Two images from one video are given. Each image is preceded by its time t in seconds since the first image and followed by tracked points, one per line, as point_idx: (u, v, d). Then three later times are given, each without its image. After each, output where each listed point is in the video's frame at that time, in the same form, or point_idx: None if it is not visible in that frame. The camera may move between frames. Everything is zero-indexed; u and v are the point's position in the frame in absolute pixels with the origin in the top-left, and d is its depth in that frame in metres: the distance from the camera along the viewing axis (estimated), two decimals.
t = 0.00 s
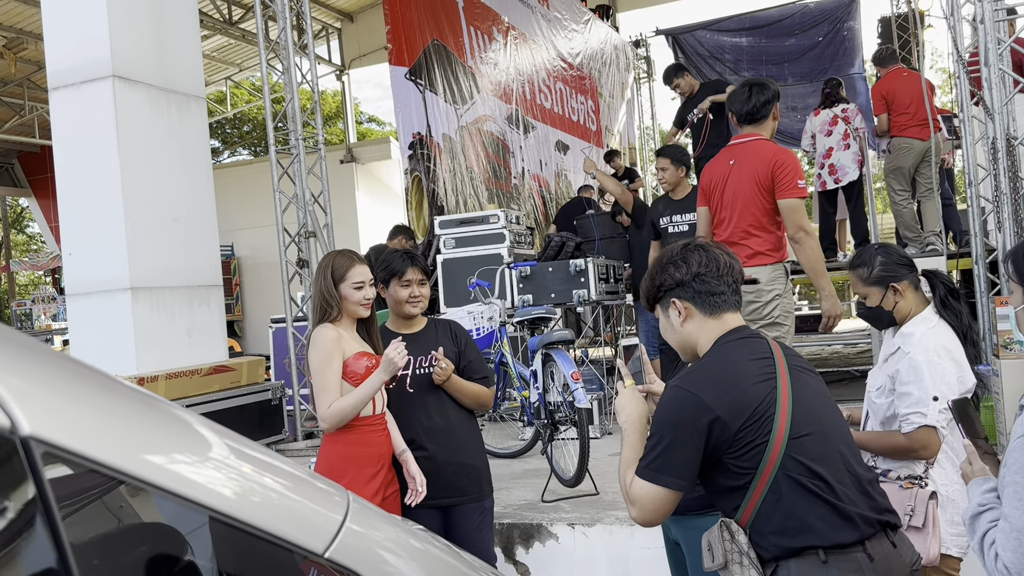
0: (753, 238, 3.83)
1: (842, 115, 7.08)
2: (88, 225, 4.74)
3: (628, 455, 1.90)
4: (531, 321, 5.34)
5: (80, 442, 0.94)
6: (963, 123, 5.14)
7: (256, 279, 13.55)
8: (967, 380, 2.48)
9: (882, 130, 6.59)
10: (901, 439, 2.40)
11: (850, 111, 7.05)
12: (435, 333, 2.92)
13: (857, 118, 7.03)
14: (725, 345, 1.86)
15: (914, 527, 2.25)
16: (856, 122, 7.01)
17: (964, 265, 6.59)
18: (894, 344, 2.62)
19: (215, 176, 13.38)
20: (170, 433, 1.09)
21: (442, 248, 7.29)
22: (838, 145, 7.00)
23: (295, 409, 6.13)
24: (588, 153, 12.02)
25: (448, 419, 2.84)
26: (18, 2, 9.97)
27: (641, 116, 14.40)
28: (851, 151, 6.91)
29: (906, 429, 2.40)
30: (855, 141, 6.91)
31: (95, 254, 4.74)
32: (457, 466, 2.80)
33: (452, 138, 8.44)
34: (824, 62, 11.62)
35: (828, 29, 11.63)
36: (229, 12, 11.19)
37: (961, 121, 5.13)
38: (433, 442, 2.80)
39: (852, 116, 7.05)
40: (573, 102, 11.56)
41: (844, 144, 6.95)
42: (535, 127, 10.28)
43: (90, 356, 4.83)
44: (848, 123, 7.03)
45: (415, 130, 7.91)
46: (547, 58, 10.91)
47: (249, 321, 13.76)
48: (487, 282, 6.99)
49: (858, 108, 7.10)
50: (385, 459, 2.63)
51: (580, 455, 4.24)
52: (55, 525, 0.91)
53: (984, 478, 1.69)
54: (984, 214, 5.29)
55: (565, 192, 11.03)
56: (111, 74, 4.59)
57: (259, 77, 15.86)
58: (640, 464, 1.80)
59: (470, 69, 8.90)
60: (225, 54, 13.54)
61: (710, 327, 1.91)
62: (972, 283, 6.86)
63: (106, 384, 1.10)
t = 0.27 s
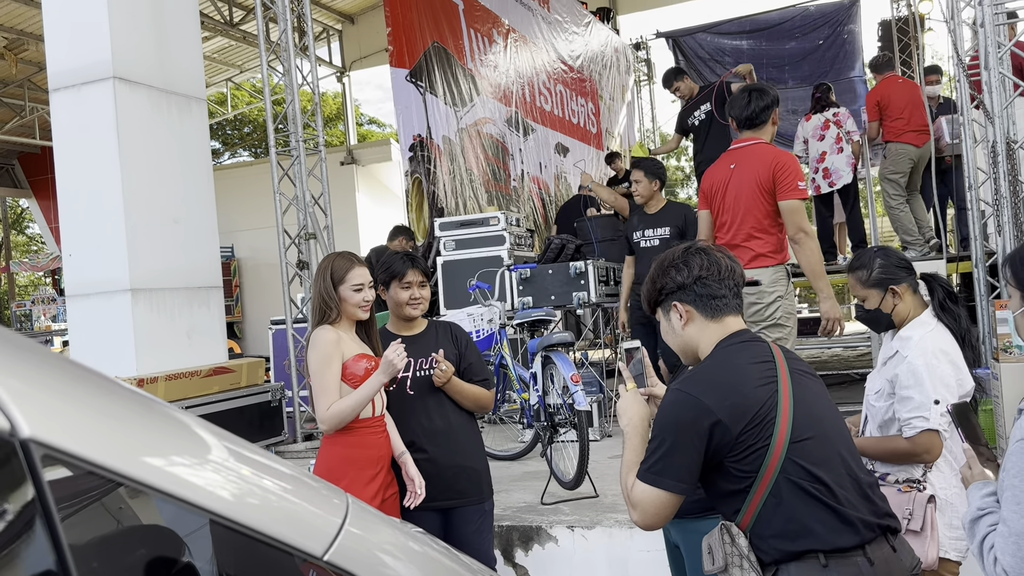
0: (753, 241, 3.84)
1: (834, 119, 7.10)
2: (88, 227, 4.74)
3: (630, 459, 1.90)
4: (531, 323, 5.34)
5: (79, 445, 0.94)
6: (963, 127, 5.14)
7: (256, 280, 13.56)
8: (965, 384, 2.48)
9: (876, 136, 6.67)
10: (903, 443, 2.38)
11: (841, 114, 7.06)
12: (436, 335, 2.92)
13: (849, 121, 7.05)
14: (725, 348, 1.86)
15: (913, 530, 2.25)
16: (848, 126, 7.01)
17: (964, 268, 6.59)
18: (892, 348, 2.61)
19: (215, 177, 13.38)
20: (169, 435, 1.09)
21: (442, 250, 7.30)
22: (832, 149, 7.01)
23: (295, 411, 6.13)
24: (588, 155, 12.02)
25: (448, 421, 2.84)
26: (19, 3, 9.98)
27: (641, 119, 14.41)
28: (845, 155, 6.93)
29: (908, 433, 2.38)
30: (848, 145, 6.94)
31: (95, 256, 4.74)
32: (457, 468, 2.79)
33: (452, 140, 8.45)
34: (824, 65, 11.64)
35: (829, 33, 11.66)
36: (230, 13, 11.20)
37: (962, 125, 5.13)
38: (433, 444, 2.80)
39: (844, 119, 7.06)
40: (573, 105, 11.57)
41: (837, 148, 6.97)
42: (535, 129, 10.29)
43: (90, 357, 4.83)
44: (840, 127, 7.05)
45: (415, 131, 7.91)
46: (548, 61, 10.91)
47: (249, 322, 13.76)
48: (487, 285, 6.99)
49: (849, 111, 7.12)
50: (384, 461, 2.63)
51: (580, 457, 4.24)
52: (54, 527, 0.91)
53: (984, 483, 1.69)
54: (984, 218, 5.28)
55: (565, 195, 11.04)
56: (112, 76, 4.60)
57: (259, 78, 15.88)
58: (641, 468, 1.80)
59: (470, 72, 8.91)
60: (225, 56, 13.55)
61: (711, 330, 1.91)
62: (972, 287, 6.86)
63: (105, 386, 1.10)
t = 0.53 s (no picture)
0: (747, 245, 3.85)
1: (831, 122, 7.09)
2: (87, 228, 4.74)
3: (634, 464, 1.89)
4: (530, 325, 5.33)
5: (78, 446, 0.95)
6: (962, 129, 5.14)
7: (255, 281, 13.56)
8: (963, 388, 2.48)
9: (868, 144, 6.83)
10: (898, 446, 2.40)
11: (839, 117, 7.06)
12: (435, 337, 2.92)
13: (847, 124, 7.05)
14: (726, 351, 1.86)
15: (910, 533, 2.25)
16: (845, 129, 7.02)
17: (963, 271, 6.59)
18: (890, 352, 2.61)
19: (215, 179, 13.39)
20: (166, 437, 1.09)
21: (442, 251, 7.31)
22: (830, 152, 7.02)
23: (293, 412, 6.13)
24: (587, 157, 12.03)
25: (447, 423, 2.84)
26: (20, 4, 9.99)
27: (640, 121, 14.42)
28: (843, 159, 6.95)
29: (904, 437, 2.41)
30: (846, 148, 6.95)
31: (94, 257, 4.74)
32: (456, 470, 2.79)
33: (451, 142, 8.45)
34: (824, 68, 11.65)
35: (828, 35, 11.68)
36: (230, 15, 11.21)
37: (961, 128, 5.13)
38: (431, 446, 2.80)
39: (842, 122, 7.06)
40: (572, 106, 11.58)
41: (835, 151, 6.99)
42: (534, 131, 10.29)
43: (89, 358, 4.83)
44: (838, 130, 7.04)
45: (415, 133, 7.91)
46: (547, 62, 10.91)
47: (248, 324, 13.76)
48: (487, 286, 7.00)
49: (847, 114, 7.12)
50: (383, 462, 2.63)
51: (579, 459, 4.24)
52: (52, 528, 0.91)
53: (981, 485, 1.69)
54: (983, 221, 5.28)
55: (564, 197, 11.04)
56: (112, 77, 4.60)
57: (259, 79, 15.89)
58: (644, 473, 1.80)
59: (469, 74, 8.92)
60: (225, 57, 13.56)
61: (712, 333, 1.91)
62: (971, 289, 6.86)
63: (103, 389, 1.10)
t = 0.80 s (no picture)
0: (748, 256, 3.95)
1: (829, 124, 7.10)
2: (85, 229, 4.73)
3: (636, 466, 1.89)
4: (528, 326, 5.33)
5: (72, 448, 0.94)
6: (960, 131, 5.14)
7: (254, 282, 13.56)
8: (961, 391, 2.46)
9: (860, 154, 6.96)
10: (876, 443, 2.42)
11: (836, 119, 7.06)
12: (433, 338, 2.92)
13: (844, 126, 7.06)
14: (726, 353, 1.86)
15: (905, 534, 2.25)
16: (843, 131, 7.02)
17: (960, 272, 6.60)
18: (888, 352, 2.61)
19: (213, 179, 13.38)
20: (162, 438, 1.08)
21: (440, 252, 7.31)
22: (827, 155, 7.04)
23: (291, 413, 6.12)
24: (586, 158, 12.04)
25: (445, 424, 2.84)
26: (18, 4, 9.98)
27: (639, 122, 14.44)
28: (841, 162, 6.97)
29: (883, 434, 2.44)
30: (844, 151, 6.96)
31: (92, 257, 4.74)
32: (453, 472, 2.79)
33: (449, 143, 8.44)
34: (822, 70, 11.67)
35: (827, 37, 11.70)
36: (229, 15, 11.21)
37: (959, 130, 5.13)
38: (428, 447, 2.80)
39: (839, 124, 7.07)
40: (570, 107, 11.58)
41: (833, 154, 7.00)
42: (532, 132, 10.29)
43: (86, 358, 4.82)
44: (836, 133, 7.05)
45: (413, 134, 7.91)
46: (545, 63, 10.91)
47: (246, 324, 13.76)
48: (485, 287, 7.01)
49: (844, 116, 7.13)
50: (380, 463, 2.63)
51: (577, 460, 4.24)
52: (47, 530, 0.91)
53: (978, 488, 1.69)
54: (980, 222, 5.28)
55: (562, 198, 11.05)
56: (110, 77, 4.60)
57: (257, 80, 15.89)
58: (646, 475, 1.80)
59: (467, 75, 8.92)
60: (224, 58, 13.56)
61: (712, 334, 1.91)
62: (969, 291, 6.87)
63: (99, 391, 1.10)
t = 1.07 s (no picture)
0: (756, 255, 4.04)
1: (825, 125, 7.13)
2: (82, 229, 4.73)
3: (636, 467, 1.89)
4: (526, 326, 5.33)
5: (70, 446, 0.94)
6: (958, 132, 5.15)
7: (251, 282, 13.57)
8: (952, 391, 2.46)
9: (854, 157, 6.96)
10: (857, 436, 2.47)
11: (832, 120, 7.09)
12: (430, 339, 2.92)
13: (841, 127, 7.09)
14: (726, 354, 1.86)
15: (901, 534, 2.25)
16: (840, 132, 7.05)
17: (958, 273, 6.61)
18: (882, 351, 2.61)
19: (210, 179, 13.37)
20: (160, 438, 1.09)
21: (438, 252, 7.31)
22: (824, 156, 7.06)
23: (289, 413, 6.12)
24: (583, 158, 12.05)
25: (442, 424, 2.84)
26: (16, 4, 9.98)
27: (636, 122, 14.45)
28: (837, 163, 6.99)
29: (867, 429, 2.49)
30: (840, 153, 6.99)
31: (89, 257, 4.73)
32: (451, 472, 2.79)
33: (446, 143, 8.45)
34: (820, 70, 11.68)
35: (824, 38, 11.71)
36: (226, 15, 11.21)
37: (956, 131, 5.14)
38: (425, 447, 2.80)
39: (836, 125, 7.10)
40: (568, 108, 11.59)
41: (829, 155, 7.03)
42: (529, 132, 10.30)
43: (83, 358, 4.82)
44: (832, 134, 7.07)
45: (410, 134, 7.91)
46: (542, 64, 10.90)
47: (244, 324, 13.76)
48: (482, 287, 7.01)
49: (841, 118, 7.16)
50: (378, 463, 2.63)
51: (574, 460, 4.25)
52: (45, 530, 0.91)
53: (972, 488, 1.70)
54: (978, 224, 5.28)
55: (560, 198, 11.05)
56: (107, 77, 4.60)
57: (255, 80, 15.88)
58: (646, 476, 1.80)
59: (465, 75, 8.92)
60: (221, 57, 13.55)
61: (713, 335, 1.92)
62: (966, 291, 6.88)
63: (97, 391, 1.10)
